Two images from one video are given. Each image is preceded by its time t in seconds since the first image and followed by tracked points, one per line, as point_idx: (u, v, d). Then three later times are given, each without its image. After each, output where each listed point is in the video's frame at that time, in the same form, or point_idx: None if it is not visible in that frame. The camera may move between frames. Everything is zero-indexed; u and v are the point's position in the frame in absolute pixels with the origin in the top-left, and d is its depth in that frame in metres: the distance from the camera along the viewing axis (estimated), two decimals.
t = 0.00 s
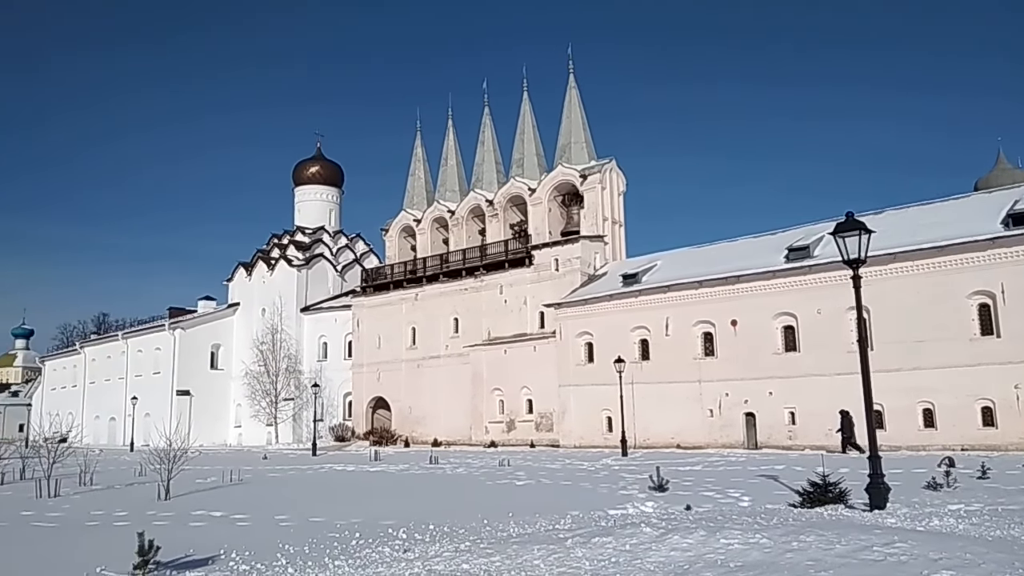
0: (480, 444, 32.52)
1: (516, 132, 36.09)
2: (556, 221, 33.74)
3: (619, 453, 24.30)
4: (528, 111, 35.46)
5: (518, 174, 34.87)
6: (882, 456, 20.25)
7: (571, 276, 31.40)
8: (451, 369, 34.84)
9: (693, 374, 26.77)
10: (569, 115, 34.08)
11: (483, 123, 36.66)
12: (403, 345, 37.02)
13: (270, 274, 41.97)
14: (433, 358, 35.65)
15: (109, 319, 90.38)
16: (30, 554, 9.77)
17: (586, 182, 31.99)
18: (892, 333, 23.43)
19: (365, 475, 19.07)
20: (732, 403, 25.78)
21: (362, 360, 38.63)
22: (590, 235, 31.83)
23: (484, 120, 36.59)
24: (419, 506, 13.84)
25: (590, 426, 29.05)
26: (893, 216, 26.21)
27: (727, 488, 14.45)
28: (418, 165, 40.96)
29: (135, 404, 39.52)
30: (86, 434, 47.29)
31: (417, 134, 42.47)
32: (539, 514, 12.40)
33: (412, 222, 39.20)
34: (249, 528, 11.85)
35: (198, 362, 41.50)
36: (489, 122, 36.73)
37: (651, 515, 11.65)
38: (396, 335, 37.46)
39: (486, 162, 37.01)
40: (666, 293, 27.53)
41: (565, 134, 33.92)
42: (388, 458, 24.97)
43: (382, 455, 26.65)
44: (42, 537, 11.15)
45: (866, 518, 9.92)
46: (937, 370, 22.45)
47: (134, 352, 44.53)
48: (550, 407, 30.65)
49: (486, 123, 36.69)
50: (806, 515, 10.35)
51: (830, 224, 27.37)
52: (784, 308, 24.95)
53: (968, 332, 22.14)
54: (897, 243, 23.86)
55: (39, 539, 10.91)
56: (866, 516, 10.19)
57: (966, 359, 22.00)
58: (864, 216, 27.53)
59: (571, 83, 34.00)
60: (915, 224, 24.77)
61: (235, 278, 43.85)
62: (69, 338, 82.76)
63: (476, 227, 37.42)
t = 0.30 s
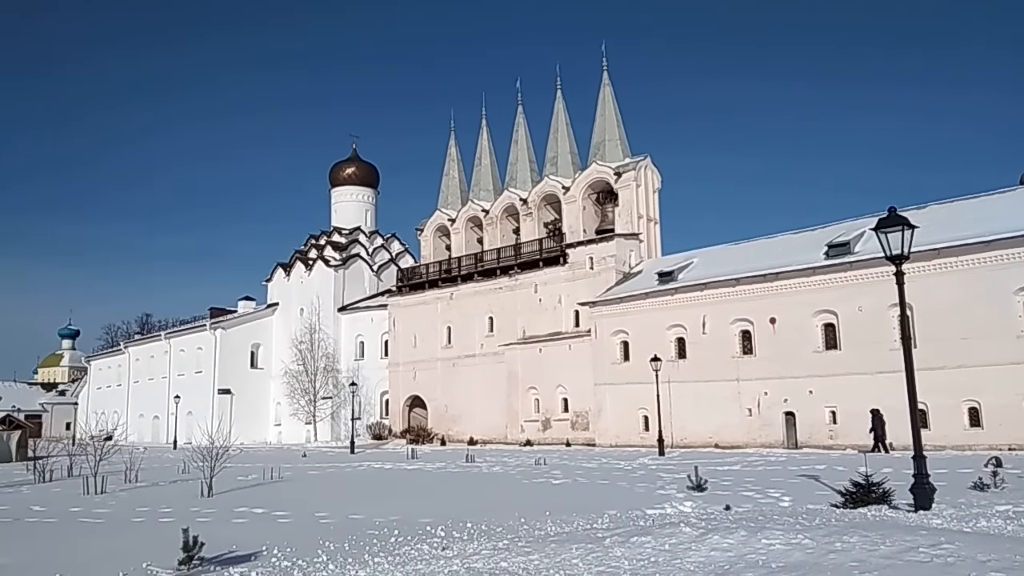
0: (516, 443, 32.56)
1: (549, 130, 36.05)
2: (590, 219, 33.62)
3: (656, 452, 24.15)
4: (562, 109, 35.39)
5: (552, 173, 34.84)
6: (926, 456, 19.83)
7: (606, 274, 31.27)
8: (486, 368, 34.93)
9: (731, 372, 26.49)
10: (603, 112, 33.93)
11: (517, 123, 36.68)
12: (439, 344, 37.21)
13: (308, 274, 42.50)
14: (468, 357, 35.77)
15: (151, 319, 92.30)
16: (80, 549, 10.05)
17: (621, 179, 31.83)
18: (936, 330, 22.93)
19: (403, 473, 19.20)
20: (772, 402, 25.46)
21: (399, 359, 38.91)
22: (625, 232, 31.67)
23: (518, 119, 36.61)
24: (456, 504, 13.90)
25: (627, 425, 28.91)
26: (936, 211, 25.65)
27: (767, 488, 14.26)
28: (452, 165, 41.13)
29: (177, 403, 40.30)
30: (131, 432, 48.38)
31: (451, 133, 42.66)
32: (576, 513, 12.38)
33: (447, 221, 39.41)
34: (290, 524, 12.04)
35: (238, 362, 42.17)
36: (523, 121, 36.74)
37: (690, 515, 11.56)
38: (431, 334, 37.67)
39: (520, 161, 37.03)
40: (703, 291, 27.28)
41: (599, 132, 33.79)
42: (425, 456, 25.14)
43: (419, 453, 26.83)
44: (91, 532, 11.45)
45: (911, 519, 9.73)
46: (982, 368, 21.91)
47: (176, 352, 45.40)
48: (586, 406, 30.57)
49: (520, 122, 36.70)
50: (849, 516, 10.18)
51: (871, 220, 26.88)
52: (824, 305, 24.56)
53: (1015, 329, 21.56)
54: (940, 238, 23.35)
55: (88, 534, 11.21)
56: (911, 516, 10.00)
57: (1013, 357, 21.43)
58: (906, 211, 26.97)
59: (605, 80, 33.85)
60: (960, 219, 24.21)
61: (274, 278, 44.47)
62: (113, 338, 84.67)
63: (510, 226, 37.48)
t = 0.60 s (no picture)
0: (555, 443, 32.54)
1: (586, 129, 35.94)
2: (628, 217, 33.43)
3: (697, 452, 23.93)
4: (599, 107, 35.23)
5: (589, 171, 34.72)
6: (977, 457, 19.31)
7: (644, 273, 31.05)
8: (525, 367, 34.95)
9: (774, 371, 26.13)
10: (640, 110, 33.71)
11: (554, 122, 36.62)
12: (477, 344, 37.34)
13: (348, 275, 42.99)
14: (507, 357, 35.84)
15: (196, 320, 94.21)
16: (132, 545, 10.33)
17: (659, 177, 31.59)
18: (986, 328, 22.32)
19: (442, 472, 19.31)
20: (815, 402, 25.05)
21: (438, 359, 39.14)
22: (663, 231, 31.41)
23: (555, 118, 36.55)
24: (496, 503, 13.93)
25: (667, 424, 28.69)
26: (986, 205, 24.96)
27: (811, 489, 14.02)
28: (490, 165, 41.23)
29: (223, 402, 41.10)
30: (178, 431, 49.47)
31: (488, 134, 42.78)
32: (617, 513, 12.32)
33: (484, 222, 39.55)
34: (333, 522, 12.19)
35: (281, 362, 42.82)
36: (560, 120, 36.68)
37: (732, 515, 11.42)
38: (470, 334, 37.82)
39: (557, 160, 36.97)
40: (744, 289, 26.94)
41: (637, 129, 33.57)
42: (465, 456, 25.27)
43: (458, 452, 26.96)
44: (141, 529, 11.73)
45: (962, 520, 9.49)
46: None
47: (221, 353, 46.29)
48: (625, 405, 30.41)
49: (557, 121, 36.64)
50: (897, 517, 9.97)
51: (917, 215, 26.26)
52: (869, 303, 24.07)
53: None
54: (990, 233, 22.72)
55: (139, 531, 11.51)
56: (962, 518, 9.75)
57: None
58: (955, 205, 26.28)
59: (642, 78, 33.63)
60: (1011, 213, 23.51)
61: (315, 280, 45.06)
62: (160, 339, 86.67)
63: (548, 225, 37.44)
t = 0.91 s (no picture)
0: (592, 440, 32.45)
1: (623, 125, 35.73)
2: (665, 213, 33.16)
3: (737, 450, 23.65)
4: (635, 103, 35.00)
5: (626, 168, 34.52)
6: None
7: (682, 270, 30.77)
8: (562, 364, 34.91)
9: (816, 369, 25.72)
10: (678, 105, 33.40)
11: (590, 118, 36.46)
12: (514, 341, 37.38)
13: (386, 274, 43.35)
14: (543, 354, 35.82)
15: (237, 318, 95.96)
16: (177, 540, 10.54)
17: (697, 173, 31.27)
18: None
19: (480, 469, 19.37)
20: (859, 400, 24.59)
21: (474, 357, 39.27)
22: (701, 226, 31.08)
23: (591, 114, 36.40)
24: (533, 501, 13.92)
25: (706, 422, 28.42)
26: None
27: (855, 488, 13.77)
28: (525, 162, 41.23)
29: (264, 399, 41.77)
30: (221, 427, 50.41)
31: (524, 132, 42.79)
32: (656, 512, 12.24)
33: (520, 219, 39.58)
34: (373, 518, 12.31)
35: (321, 359, 43.36)
36: (596, 116, 36.51)
37: (774, 514, 11.27)
38: (506, 331, 37.87)
39: (594, 157, 36.81)
40: (785, 285, 26.55)
41: (674, 124, 33.27)
42: (502, 453, 25.33)
43: (495, 449, 27.05)
44: (187, 524, 11.95)
45: (1013, 521, 9.23)
46: None
47: (262, 350, 47.02)
48: (663, 403, 30.18)
49: (593, 117, 36.48)
50: (944, 517, 9.74)
51: (964, 208, 25.61)
52: (915, 299, 23.55)
53: None
54: None
55: (184, 525, 11.76)
56: (1013, 519, 9.48)
57: None
58: (1003, 198, 25.57)
59: (679, 72, 33.32)
60: None
61: (353, 278, 45.53)
62: (203, 337, 88.40)
63: (584, 222, 37.31)
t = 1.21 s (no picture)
0: (634, 436, 32.31)
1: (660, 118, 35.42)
2: (705, 207, 32.82)
3: (782, 446, 23.32)
4: (674, 96, 34.67)
5: (664, 162, 34.22)
6: None
7: (723, 264, 30.42)
8: (602, 361, 34.80)
9: (862, 363, 25.24)
10: (717, 97, 32.99)
11: (627, 113, 36.23)
12: (553, 337, 37.35)
13: (425, 271, 43.65)
14: (583, 350, 35.74)
15: (280, 317, 97.60)
16: (227, 535, 10.77)
17: (737, 165, 30.87)
18: None
19: (522, 466, 19.41)
20: (907, 394, 24.07)
21: (514, 353, 39.32)
22: (742, 220, 30.68)
23: (628, 108, 36.15)
24: (575, 497, 13.91)
25: (749, 418, 28.09)
26: None
27: (904, 484, 13.48)
28: (562, 158, 41.12)
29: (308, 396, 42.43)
30: (266, 424, 51.33)
31: (560, 128, 42.68)
32: (699, 509, 12.14)
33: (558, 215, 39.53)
34: (416, 513, 12.43)
35: (362, 357, 43.87)
36: (634, 110, 36.25)
37: (820, 511, 11.09)
38: (545, 328, 37.85)
39: (631, 151, 36.57)
40: (829, 278, 26.09)
41: (713, 117, 32.89)
42: (543, 449, 25.37)
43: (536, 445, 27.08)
44: (235, 518, 12.20)
45: None
46: None
47: (305, 348, 47.75)
48: (705, 399, 29.89)
49: (630, 111, 36.23)
50: (999, 514, 9.48)
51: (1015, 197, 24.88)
52: (964, 290, 22.96)
53: None
54: None
55: (233, 520, 12.01)
56: None
57: None
58: None
59: (718, 64, 32.90)
60: None
61: (393, 276, 45.93)
62: (248, 336, 90.01)
63: (622, 217, 37.10)
